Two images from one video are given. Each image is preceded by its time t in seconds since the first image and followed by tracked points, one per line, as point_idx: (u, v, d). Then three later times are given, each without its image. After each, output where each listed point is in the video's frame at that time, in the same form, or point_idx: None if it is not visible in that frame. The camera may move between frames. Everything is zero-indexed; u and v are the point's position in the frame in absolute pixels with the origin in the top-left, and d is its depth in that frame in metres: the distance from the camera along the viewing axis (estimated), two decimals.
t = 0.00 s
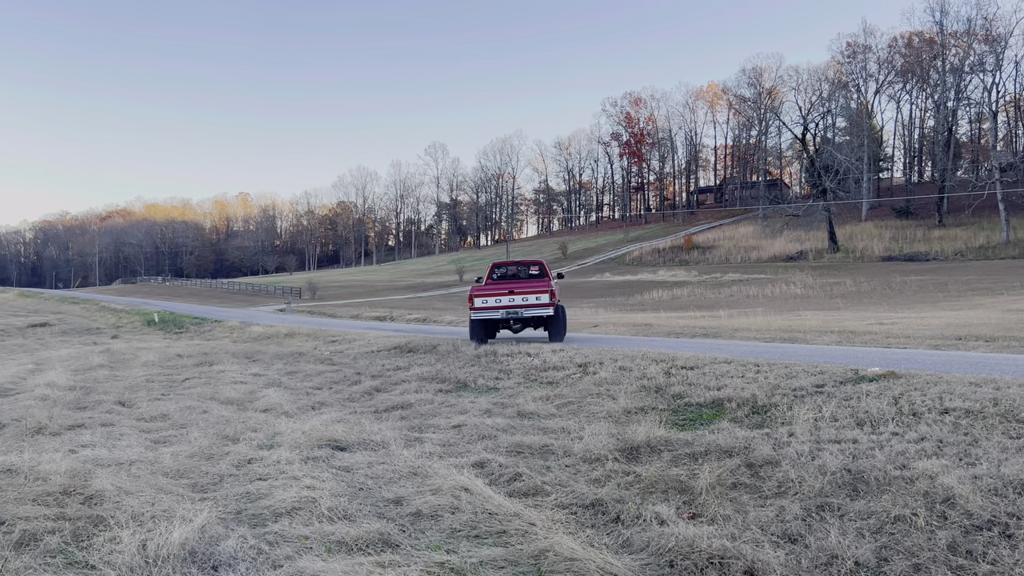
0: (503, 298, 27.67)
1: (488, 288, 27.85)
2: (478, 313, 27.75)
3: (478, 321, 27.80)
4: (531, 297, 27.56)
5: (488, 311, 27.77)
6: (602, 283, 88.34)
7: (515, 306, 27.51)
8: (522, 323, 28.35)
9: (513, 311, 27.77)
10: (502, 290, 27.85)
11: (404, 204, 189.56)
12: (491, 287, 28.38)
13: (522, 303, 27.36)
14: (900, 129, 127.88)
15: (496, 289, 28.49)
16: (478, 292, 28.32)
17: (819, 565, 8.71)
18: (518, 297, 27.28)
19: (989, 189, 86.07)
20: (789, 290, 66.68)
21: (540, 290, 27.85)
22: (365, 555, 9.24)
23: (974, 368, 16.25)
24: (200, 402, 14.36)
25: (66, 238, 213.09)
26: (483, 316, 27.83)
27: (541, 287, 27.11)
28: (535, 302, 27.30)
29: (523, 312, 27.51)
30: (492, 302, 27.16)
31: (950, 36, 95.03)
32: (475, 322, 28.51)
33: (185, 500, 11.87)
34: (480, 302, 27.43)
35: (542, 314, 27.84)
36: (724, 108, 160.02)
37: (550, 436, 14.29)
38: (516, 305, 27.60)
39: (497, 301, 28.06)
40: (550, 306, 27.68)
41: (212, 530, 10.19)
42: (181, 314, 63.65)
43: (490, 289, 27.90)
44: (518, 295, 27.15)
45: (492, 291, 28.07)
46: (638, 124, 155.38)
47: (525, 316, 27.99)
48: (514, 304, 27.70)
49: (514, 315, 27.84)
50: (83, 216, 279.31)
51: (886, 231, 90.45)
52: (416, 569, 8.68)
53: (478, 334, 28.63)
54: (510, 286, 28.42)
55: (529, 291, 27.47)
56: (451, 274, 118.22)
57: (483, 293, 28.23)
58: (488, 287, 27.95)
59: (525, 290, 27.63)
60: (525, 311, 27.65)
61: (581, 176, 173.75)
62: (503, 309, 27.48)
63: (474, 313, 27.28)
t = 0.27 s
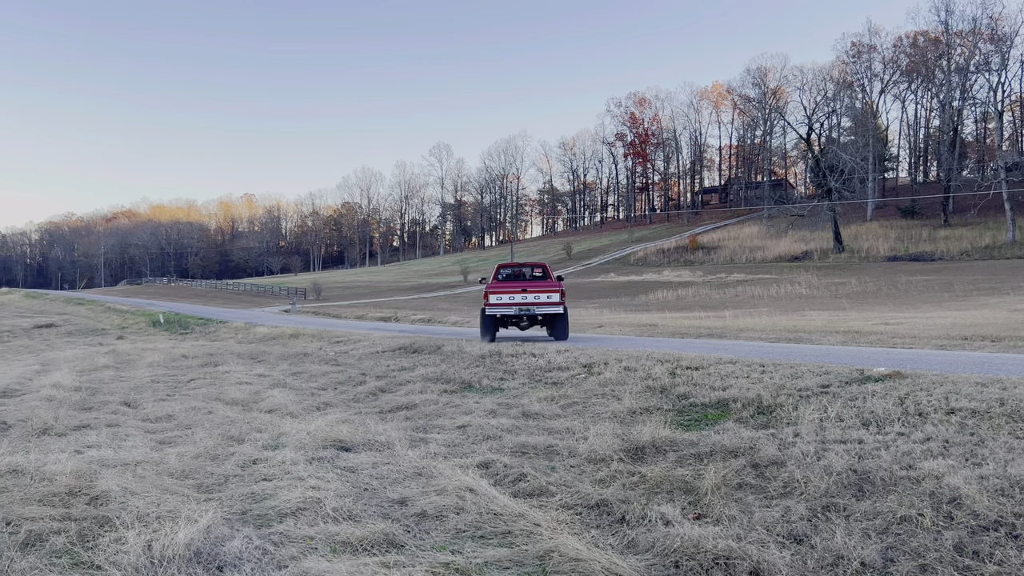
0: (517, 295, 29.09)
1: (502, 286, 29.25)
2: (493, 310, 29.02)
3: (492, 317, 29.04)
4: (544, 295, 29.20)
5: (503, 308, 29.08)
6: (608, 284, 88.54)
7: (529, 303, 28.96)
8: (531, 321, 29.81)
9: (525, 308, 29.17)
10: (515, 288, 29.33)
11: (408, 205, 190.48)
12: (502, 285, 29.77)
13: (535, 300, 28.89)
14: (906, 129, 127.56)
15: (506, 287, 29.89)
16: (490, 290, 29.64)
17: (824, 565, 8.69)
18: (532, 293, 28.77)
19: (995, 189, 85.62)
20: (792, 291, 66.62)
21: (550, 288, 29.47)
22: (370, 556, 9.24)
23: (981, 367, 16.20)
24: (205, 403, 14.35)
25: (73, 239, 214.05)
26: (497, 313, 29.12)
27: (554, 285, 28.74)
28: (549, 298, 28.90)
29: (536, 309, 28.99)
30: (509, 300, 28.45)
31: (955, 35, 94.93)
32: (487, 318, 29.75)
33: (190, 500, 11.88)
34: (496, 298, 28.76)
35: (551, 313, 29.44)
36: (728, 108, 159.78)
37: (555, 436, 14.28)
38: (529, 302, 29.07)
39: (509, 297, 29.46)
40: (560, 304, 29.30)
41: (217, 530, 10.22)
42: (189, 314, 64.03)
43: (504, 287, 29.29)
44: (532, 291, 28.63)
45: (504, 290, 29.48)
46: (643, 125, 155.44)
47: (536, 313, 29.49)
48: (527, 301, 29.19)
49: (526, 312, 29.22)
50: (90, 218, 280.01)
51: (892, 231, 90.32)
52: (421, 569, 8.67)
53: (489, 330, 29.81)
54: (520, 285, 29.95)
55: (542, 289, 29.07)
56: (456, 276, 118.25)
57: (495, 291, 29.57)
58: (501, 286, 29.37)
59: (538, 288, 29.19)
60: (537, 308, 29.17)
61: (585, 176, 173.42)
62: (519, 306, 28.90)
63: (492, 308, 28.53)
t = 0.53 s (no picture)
0: (525, 297, 29.03)
1: (510, 287, 29.15)
2: (499, 311, 29.02)
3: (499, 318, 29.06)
4: (551, 296, 29.14)
5: (510, 309, 29.07)
6: (614, 284, 87.85)
7: (537, 305, 28.95)
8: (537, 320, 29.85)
9: (533, 309, 29.15)
10: (522, 289, 29.25)
11: (413, 203, 189.98)
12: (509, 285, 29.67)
13: (543, 302, 28.87)
14: (921, 125, 126.57)
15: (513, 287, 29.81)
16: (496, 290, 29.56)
17: (839, 571, 8.36)
18: (539, 296, 28.73)
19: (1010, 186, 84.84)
20: (807, 290, 65.91)
21: (558, 289, 29.38)
22: (374, 562, 8.95)
23: (998, 369, 15.81)
24: (205, 405, 14.07)
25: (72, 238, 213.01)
26: (505, 314, 29.11)
27: (562, 287, 28.66)
28: (556, 301, 28.87)
29: (543, 310, 28.99)
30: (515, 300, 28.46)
31: (972, 29, 94.27)
32: (493, 318, 29.79)
33: (190, 505, 11.60)
34: (504, 301, 28.70)
35: (558, 313, 29.44)
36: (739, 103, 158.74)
37: (562, 440, 13.94)
38: (536, 304, 29.04)
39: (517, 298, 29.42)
40: (567, 306, 29.29)
41: (217, 535, 9.94)
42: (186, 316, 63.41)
43: (511, 288, 29.20)
44: (540, 295, 28.59)
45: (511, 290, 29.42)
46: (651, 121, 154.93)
47: (542, 313, 29.49)
48: (534, 302, 29.15)
49: (533, 313, 29.22)
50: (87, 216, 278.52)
51: (907, 228, 90.09)
52: None
53: (495, 330, 29.87)
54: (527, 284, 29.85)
55: (549, 291, 29.00)
56: (460, 276, 117.76)
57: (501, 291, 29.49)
58: (508, 287, 29.27)
59: (545, 290, 29.14)
60: (544, 310, 29.16)
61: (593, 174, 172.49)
62: (525, 307, 28.91)
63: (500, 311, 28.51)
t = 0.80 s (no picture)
0: (532, 298, 27.40)
1: (516, 288, 27.49)
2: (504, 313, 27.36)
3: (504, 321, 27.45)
4: (559, 299, 27.50)
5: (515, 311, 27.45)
6: (628, 285, 83.95)
7: (544, 307, 27.38)
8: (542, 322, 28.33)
9: (541, 311, 27.59)
10: (529, 289, 27.62)
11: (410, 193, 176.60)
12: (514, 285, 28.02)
13: (551, 305, 27.30)
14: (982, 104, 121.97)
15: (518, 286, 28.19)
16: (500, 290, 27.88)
17: None
18: (547, 298, 27.14)
19: None
20: (856, 292, 63.28)
21: (567, 291, 27.72)
22: None
23: None
24: (177, 420, 12.53)
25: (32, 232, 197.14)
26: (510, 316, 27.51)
27: (570, 289, 27.11)
28: (566, 303, 27.35)
29: (551, 313, 27.45)
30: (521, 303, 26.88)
31: None
32: (496, 320, 28.18)
33: (159, 531, 9.93)
34: (510, 303, 27.04)
35: (564, 316, 27.93)
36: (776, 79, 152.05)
37: (576, 459, 12.28)
38: (543, 306, 27.46)
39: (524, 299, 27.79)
40: (575, 308, 27.78)
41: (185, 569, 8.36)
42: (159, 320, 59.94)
43: (516, 289, 27.54)
44: (549, 297, 27.01)
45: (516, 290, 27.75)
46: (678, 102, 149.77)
47: (548, 316, 27.94)
48: (541, 303, 27.56)
49: (541, 315, 27.64)
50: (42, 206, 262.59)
51: (966, 221, 86.64)
52: None
53: (498, 332, 28.29)
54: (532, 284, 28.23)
55: (558, 292, 27.44)
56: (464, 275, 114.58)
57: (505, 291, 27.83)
58: (514, 288, 27.58)
59: (553, 291, 27.60)
60: (551, 312, 27.63)
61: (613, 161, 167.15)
62: (532, 310, 27.31)
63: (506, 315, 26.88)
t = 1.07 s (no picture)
0: (537, 303, 25.79)
1: (520, 291, 25.85)
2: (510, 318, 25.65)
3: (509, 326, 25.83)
4: (567, 302, 25.92)
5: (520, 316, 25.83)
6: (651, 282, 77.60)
7: (551, 313, 25.77)
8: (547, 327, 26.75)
9: (547, 316, 26.00)
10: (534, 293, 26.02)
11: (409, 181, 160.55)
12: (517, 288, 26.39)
13: (558, 310, 25.71)
14: None
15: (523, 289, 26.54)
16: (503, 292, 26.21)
17: None
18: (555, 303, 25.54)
19: None
20: (912, 291, 58.89)
21: (575, 294, 26.14)
22: None
23: None
24: (150, 437, 11.16)
25: None
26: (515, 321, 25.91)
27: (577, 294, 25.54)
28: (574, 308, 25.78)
29: (558, 318, 25.89)
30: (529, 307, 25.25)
31: None
32: (499, 323, 26.57)
33: (129, 563, 8.33)
34: (515, 307, 25.39)
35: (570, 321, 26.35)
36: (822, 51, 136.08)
37: (598, 482, 10.72)
38: (550, 311, 25.87)
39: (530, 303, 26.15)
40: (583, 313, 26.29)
41: None
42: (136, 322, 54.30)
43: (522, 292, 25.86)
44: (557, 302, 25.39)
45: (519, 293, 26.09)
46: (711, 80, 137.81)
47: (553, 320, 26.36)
48: (548, 308, 25.94)
49: (548, 320, 26.02)
50: None
51: None
52: None
53: (499, 337, 26.66)
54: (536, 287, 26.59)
55: (565, 296, 25.87)
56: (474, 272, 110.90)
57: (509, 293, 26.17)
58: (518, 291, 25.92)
59: (560, 295, 26.01)
60: (558, 317, 26.05)
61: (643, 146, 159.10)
62: (539, 314, 25.68)
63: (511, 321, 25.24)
